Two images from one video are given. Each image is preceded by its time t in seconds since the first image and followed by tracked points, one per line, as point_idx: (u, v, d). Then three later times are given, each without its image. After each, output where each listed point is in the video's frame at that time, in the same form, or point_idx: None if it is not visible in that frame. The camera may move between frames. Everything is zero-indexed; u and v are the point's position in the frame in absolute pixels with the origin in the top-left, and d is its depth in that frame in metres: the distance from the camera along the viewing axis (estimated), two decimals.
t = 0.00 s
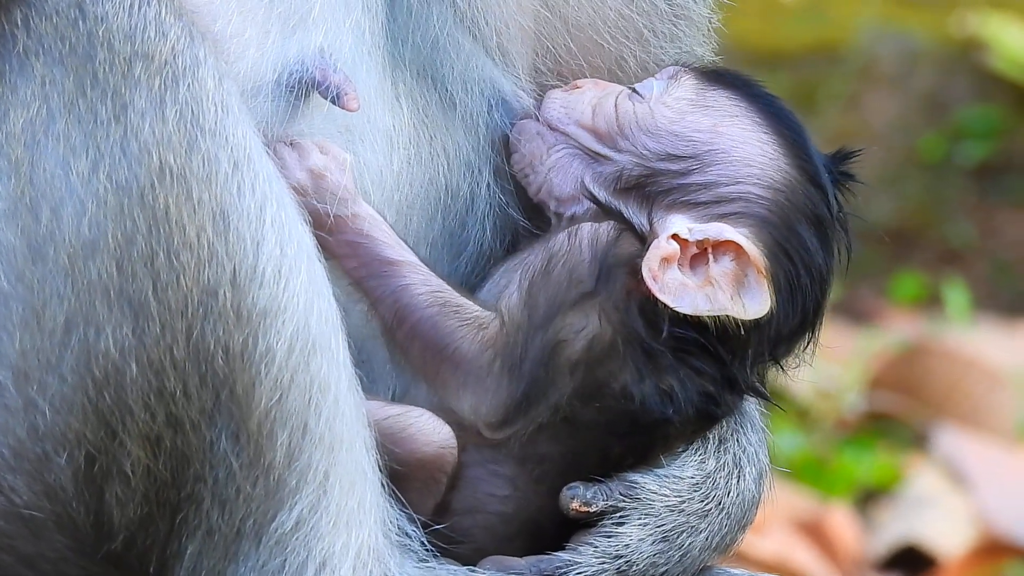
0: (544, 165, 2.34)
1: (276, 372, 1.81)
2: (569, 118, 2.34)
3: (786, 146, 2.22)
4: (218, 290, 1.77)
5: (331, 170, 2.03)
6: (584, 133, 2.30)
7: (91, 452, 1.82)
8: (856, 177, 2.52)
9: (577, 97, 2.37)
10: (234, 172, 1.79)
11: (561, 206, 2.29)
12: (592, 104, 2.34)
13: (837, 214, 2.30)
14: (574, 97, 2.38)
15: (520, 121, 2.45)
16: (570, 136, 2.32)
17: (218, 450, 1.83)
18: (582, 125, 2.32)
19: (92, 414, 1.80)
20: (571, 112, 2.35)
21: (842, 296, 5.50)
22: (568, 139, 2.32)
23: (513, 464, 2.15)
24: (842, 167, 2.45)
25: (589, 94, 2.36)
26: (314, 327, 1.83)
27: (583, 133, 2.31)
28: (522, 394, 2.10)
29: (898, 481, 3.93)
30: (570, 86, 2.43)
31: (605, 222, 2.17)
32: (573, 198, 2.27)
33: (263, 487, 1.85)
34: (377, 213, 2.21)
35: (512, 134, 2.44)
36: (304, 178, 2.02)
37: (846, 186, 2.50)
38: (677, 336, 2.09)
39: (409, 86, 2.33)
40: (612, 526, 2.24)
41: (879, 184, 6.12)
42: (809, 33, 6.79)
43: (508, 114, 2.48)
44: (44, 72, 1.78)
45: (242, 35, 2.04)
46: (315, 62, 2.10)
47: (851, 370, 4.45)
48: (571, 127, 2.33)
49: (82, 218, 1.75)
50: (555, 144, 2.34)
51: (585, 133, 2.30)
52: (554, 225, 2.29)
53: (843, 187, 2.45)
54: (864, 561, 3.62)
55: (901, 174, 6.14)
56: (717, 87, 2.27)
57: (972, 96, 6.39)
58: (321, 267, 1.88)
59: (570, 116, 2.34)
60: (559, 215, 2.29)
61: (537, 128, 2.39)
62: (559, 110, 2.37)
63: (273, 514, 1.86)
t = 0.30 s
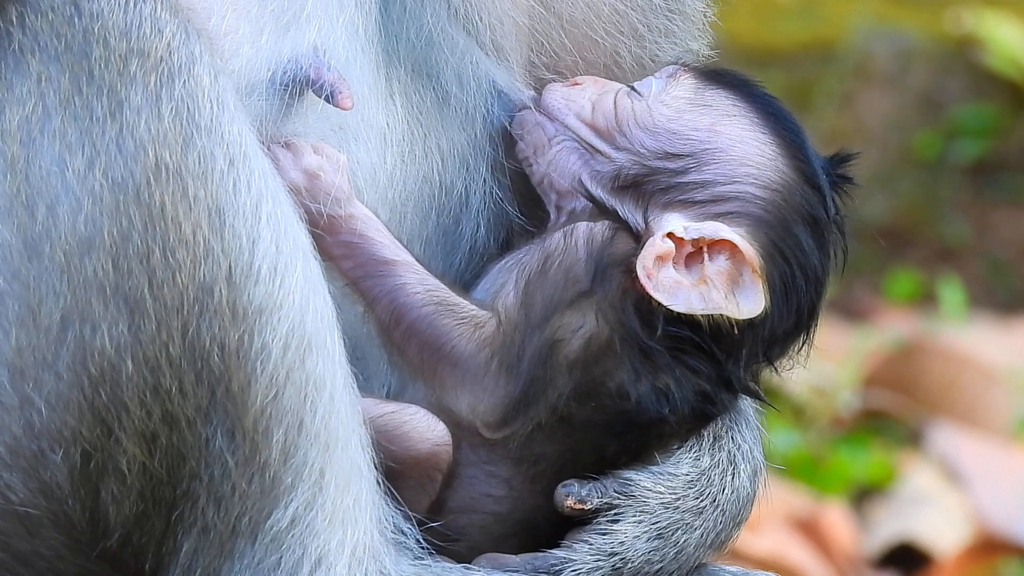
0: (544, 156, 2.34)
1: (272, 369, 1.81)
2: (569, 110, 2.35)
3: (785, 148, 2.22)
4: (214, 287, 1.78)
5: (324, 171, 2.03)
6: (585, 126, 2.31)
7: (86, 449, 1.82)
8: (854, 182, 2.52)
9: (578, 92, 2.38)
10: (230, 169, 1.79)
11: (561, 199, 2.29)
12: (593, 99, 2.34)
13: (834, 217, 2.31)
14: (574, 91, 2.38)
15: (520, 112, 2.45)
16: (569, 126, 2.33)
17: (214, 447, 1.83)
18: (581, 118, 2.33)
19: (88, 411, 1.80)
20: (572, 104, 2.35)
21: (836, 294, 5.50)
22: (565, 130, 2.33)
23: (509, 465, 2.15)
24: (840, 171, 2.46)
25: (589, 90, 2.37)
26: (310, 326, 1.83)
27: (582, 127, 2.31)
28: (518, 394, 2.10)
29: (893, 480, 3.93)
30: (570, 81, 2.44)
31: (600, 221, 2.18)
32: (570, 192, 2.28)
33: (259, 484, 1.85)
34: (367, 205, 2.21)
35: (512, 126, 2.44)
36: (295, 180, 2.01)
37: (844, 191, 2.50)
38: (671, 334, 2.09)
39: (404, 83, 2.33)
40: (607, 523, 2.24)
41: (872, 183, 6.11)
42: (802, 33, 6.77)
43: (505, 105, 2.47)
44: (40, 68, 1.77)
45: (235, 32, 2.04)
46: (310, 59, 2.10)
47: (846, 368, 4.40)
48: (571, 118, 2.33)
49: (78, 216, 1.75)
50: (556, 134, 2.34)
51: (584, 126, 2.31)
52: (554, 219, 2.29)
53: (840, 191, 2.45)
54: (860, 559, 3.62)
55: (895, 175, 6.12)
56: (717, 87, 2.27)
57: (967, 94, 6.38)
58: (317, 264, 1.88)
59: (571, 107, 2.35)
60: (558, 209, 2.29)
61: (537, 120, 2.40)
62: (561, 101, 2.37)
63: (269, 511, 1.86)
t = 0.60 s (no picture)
0: (535, 161, 2.35)
1: (265, 368, 1.82)
2: (561, 115, 2.35)
3: (780, 145, 2.22)
4: (208, 288, 1.78)
5: (326, 171, 2.05)
6: (577, 129, 2.31)
7: (80, 449, 1.82)
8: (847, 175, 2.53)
9: (569, 93, 2.38)
10: (224, 169, 1.80)
11: (553, 201, 2.29)
12: (585, 100, 2.35)
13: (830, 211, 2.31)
14: (565, 93, 2.39)
15: (513, 117, 2.46)
16: (562, 131, 2.33)
17: (208, 448, 1.84)
18: (573, 121, 2.33)
19: (82, 411, 1.80)
20: (563, 107, 2.36)
21: (830, 292, 5.51)
22: (559, 135, 2.33)
23: (505, 464, 2.15)
24: (833, 165, 2.47)
25: (581, 91, 2.37)
26: (304, 326, 1.84)
27: (574, 129, 2.31)
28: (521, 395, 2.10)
29: (888, 479, 3.93)
30: (562, 81, 2.45)
31: (597, 220, 2.18)
32: (564, 195, 2.28)
33: (253, 484, 1.85)
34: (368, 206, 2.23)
35: (503, 128, 2.45)
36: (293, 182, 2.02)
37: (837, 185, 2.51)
38: (669, 335, 2.10)
39: (399, 82, 2.34)
40: (601, 523, 2.24)
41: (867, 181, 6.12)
42: (796, 31, 6.81)
43: (498, 109, 2.49)
44: (33, 70, 1.78)
45: (230, 30, 2.05)
46: (305, 57, 2.11)
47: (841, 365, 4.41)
48: (563, 123, 2.33)
49: (71, 216, 1.75)
50: (547, 139, 2.35)
51: (577, 130, 2.31)
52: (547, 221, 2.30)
53: (833, 185, 2.47)
54: (854, 558, 3.62)
55: (889, 173, 6.14)
56: (710, 85, 2.28)
57: (960, 92, 6.41)
58: (311, 265, 1.89)
59: (562, 110, 2.35)
60: (550, 212, 2.30)
61: (528, 124, 2.40)
62: (553, 107, 2.37)
63: (263, 510, 1.87)
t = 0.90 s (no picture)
0: (531, 160, 2.35)
1: (260, 368, 1.81)
2: (557, 114, 2.35)
3: (776, 143, 2.22)
4: (202, 287, 1.78)
5: (326, 172, 2.04)
6: (572, 128, 2.31)
7: (75, 450, 1.82)
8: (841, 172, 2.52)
9: (563, 92, 2.37)
10: (217, 169, 1.79)
11: (547, 200, 2.29)
12: (580, 99, 2.34)
13: (824, 209, 2.31)
14: (560, 92, 2.38)
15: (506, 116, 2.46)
16: (557, 129, 2.32)
17: (202, 447, 1.83)
18: (569, 120, 2.32)
19: (76, 412, 1.79)
20: (559, 107, 2.35)
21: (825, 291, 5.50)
22: (555, 133, 2.32)
23: (501, 463, 2.15)
24: (828, 162, 2.46)
25: (576, 89, 2.36)
26: (298, 324, 1.83)
27: (570, 128, 2.31)
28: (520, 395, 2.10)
29: (883, 478, 3.92)
30: (555, 80, 2.43)
31: (594, 219, 2.17)
32: (559, 194, 2.27)
33: (248, 484, 1.85)
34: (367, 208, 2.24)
35: (499, 127, 2.44)
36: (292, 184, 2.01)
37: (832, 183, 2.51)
38: (666, 334, 2.09)
39: (394, 81, 2.34)
40: (598, 521, 2.24)
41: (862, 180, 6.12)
42: (791, 31, 6.81)
43: (493, 107, 2.48)
44: (26, 70, 1.76)
45: (225, 30, 2.04)
46: (299, 55, 2.10)
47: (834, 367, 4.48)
48: (559, 122, 2.33)
49: (65, 216, 1.74)
50: (542, 138, 2.34)
51: (572, 128, 2.31)
52: (540, 219, 2.30)
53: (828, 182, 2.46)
54: (851, 557, 3.61)
55: (883, 172, 6.14)
56: (705, 83, 2.27)
57: (955, 91, 6.44)
58: (305, 264, 1.88)
59: (557, 110, 2.35)
60: (545, 211, 2.30)
61: (525, 123, 2.39)
62: (547, 105, 2.37)
63: (259, 510, 1.86)
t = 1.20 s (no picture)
0: (527, 156, 2.35)
1: (253, 366, 1.82)
2: (552, 109, 2.35)
3: (769, 144, 2.22)
4: (194, 285, 1.78)
5: (319, 173, 2.04)
6: (567, 124, 2.31)
7: (68, 448, 1.82)
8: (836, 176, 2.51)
9: (559, 89, 2.38)
10: (210, 167, 1.79)
11: (543, 197, 2.29)
12: (575, 97, 2.34)
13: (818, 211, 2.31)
14: (557, 88, 2.38)
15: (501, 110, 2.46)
16: (552, 125, 2.33)
17: (195, 446, 1.83)
18: (564, 116, 2.33)
19: (69, 410, 1.80)
20: (554, 103, 2.35)
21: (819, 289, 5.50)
22: (550, 128, 2.33)
23: (493, 463, 2.15)
24: (822, 166, 2.46)
25: (572, 86, 2.37)
26: (292, 323, 1.84)
27: (565, 125, 2.31)
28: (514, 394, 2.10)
29: (876, 476, 3.93)
30: (553, 76, 2.44)
31: (587, 219, 2.18)
32: (555, 190, 2.28)
33: (241, 482, 1.85)
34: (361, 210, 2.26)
35: (494, 123, 2.44)
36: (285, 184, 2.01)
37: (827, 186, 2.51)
38: (658, 334, 2.10)
39: (386, 82, 2.34)
40: (590, 521, 2.24)
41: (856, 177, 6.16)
42: (786, 26, 6.81)
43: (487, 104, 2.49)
44: (19, 68, 1.77)
45: (217, 31, 2.04)
46: (290, 57, 2.11)
47: (828, 364, 4.52)
48: (554, 117, 2.33)
49: (58, 215, 1.75)
50: (537, 133, 2.35)
51: (567, 124, 2.31)
52: (538, 217, 2.29)
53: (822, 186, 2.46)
54: (844, 557, 3.61)
55: (877, 169, 6.18)
56: (701, 84, 2.28)
57: (949, 89, 6.46)
58: (298, 261, 1.88)
59: (553, 105, 2.35)
60: (542, 207, 2.30)
61: (520, 118, 2.40)
62: (543, 100, 2.37)
63: (251, 508, 1.87)
